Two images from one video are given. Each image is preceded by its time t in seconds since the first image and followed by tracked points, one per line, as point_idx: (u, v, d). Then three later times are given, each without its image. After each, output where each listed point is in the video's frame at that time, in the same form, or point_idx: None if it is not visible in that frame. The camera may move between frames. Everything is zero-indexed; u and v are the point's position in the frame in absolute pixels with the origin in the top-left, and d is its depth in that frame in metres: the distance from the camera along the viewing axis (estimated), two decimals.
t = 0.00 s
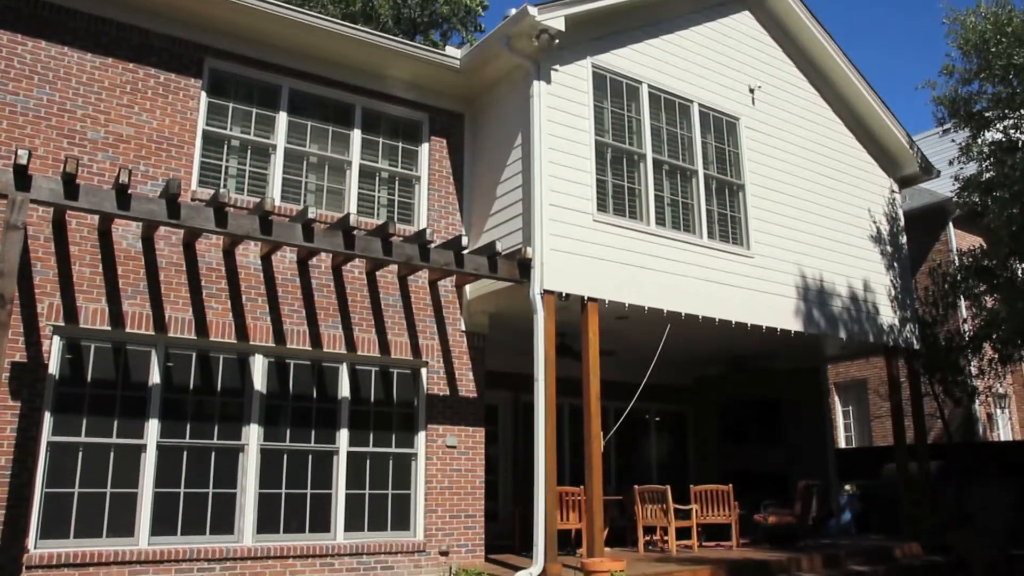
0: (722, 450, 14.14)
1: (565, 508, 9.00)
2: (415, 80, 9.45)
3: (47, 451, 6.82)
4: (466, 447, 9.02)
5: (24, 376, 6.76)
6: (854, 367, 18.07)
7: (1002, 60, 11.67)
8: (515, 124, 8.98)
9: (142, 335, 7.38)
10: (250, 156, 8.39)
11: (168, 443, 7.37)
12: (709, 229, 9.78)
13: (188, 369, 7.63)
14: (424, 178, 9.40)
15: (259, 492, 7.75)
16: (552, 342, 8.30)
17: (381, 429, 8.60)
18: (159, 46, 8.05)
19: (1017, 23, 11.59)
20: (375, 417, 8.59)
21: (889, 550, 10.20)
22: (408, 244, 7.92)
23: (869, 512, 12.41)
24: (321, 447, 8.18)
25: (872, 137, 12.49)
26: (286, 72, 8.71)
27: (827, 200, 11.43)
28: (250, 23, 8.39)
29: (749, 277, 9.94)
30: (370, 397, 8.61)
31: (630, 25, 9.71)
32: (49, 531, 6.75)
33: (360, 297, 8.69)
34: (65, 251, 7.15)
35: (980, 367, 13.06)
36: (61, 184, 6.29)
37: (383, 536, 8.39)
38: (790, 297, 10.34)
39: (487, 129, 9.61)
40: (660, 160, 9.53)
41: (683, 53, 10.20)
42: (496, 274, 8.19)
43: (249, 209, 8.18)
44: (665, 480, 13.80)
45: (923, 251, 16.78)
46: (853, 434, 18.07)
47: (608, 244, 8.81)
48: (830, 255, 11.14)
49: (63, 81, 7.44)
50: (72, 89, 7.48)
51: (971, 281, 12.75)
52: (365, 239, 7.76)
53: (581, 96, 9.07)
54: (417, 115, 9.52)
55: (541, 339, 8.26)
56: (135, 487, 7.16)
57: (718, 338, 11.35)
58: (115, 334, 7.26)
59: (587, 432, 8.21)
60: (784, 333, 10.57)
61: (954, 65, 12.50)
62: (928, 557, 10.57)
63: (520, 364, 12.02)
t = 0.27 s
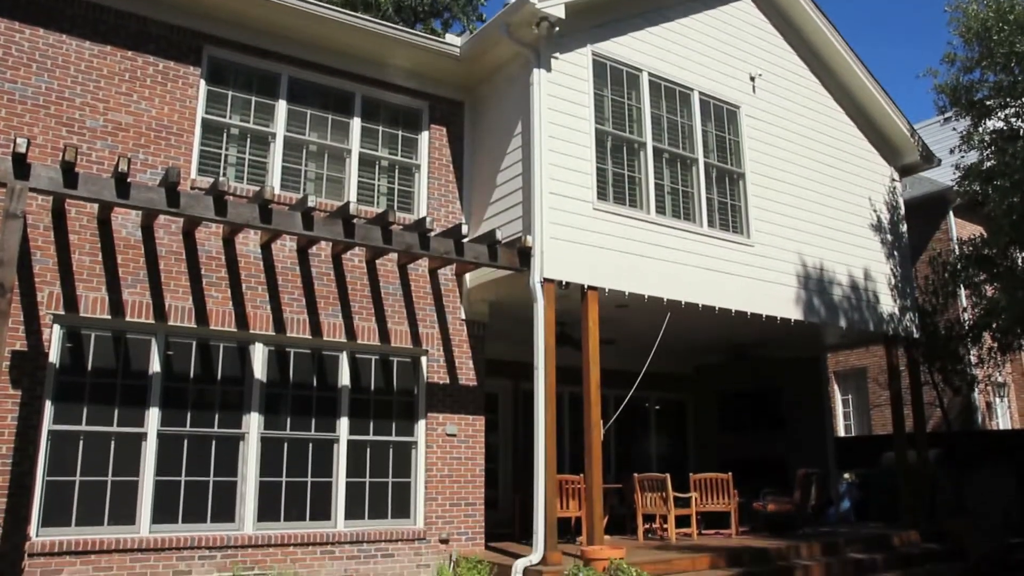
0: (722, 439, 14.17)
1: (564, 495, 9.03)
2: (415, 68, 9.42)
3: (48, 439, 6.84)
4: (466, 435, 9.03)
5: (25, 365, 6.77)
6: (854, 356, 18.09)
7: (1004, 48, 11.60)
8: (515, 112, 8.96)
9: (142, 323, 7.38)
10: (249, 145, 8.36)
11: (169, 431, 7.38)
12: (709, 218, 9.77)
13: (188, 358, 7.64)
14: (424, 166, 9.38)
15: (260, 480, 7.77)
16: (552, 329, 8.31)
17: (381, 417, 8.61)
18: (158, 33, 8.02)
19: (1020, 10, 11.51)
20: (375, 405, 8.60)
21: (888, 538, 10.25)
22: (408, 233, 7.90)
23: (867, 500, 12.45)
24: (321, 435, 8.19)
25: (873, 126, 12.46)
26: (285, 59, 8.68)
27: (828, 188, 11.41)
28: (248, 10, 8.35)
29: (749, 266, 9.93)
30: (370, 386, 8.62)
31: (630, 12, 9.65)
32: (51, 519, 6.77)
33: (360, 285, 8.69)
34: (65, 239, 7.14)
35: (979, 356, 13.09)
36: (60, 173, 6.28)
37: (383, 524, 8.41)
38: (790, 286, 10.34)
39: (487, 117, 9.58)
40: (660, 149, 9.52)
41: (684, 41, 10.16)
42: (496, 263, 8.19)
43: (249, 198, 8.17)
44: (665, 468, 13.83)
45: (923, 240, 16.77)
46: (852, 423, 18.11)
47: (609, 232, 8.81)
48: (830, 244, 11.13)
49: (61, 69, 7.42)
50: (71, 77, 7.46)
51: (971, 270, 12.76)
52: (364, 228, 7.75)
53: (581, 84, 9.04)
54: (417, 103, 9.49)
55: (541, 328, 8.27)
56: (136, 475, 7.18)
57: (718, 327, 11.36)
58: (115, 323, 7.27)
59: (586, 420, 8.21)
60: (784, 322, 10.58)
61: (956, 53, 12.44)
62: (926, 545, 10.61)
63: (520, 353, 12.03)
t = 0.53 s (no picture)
0: (722, 428, 14.20)
1: (564, 484, 9.05)
2: (414, 56, 9.39)
3: (50, 427, 6.86)
4: (466, 424, 9.04)
5: (25, 354, 6.77)
6: (854, 345, 18.11)
7: (1005, 37, 11.50)
8: (515, 100, 8.93)
9: (142, 313, 7.38)
10: (248, 134, 8.34)
11: (169, 420, 7.39)
12: (709, 206, 9.76)
13: (188, 346, 7.64)
14: (424, 155, 9.36)
15: (260, 469, 7.78)
16: (552, 317, 8.32)
17: (381, 406, 8.62)
18: (156, 22, 7.99)
19: None
20: (375, 393, 8.61)
21: (886, 527, 10.27)
22: (408, 222, 7.89)
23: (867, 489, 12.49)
24: (321, 424, 8.21)
25: (874, 114, 12.43)
26: (283, 48, 8.64)
27: (828, 178, 11.38)
28: None
29: (749, 254, 9.93)
30: (370, 374, 8.63)
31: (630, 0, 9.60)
32: (52, 508, 6.79)
33: (360, 274, 8.68)
34: (64, 229, 7.14)
35: (979, 345, 13.10)
36: (59, 162, 6.26)
37: (383, 512, 8.43)
38: (790, 274, 10.34)
39: (487, 106, 9.55)
40: (660, 138, 9.51)
41: (685, 29, 10.12)
42: (496, 252, 8.19)
43: (248, 186, 8.16)
44: (664, 457, 13.86)
45: (924, 229, 16.76)
46: (851, 412, 18.15)
47: (609, 221, 8.79)
48: (830, 232, 11.12)
49: (60, 58, 7.39)
50: (70, 66, 7.43)
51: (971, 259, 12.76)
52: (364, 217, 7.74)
53: (581, 73, 9.01)
54: (416, 91, 9.46)
55: (541, 317, 8.27)
56: (138, 464, 7.20)
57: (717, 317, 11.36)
58: (116, 312, 7.27)
59: (586, 407, 8.20)
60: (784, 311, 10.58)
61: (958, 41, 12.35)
62: (924, 533, 10.63)
63: (520, 342, 12.04)
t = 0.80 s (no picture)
0: (722, 417, 14.22)
1: (564, 473, 9.07)
2: (414, 45, 9.35)
3: (50, 417, 6.87)
4: (466, 413, 9.06)
5: (25, 343, 6.78)
6: (854, 335, 18.13)
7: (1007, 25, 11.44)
8: (515, 89, 8.90)
9: (142, 302, 7.38)
10: (247, 123, 8.32)
11: (169, 409, 7.40)
12: (709, 196, 9.74)
13: (189, 336, 7.65)
14: (424, 144, 9.34)
15: (260, 458, 7.79)
16: (552, 306, 8.33)
17: (381, 395, 8.63)
18: (155, 10, 7.95)
19: None
20: (375, 383, 8.62)
21: (885, 516, 10.30)
22: (408, 211, 7.87)
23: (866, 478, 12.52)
24: (321, 413, 8.22)
25: (874, 104, 12.40)
26: (282, 36, 8.60)
27: (829, 167, 11.36)
28: None
29: (749, 244, 9.92)
30: (370, 363, 8.64)
31: None
32: (53, 497, 6.80)
33: (360, 263, 8.68)
34: (64, 218, 7.13)
35: (979, 335, 13.11)
36: (58, 152, 6.24)
37: (383, 501, 8.46)
38: (790, 264, 10.33)
39: (487, 94, 9.52)
40: (661, 127, 9.49)
41: (686, 17, 10.08)
42: (496, 241, 8.18)
43: (247, 175, 8.15)
44: (664, 446, 13.90)
45: (924, 219, 16.76)
46: (851, 401, 18.20)
47: (609, 210, 8.78)
48: (831, 222, 11.10)
49: (58, 46, 7.36)
50: (68, 54, 7.40)
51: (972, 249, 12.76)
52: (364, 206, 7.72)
53: (581, 62, 8.97)
54: (416, 80, 9.43)
55: (541, 306, 8.27)
56: (138, 453, 7.21)
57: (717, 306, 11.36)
58: (116, 302, 7.27)
59: (586, 396, 8.18)
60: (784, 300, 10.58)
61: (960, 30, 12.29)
62: (923, 522, 10.66)
63: (520, 332, 12.05)
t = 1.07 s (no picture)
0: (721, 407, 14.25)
1: (564, 462, 9.09)
2: (414, 34, 9.32)
3: (51, 407, 6.88)
4: (466, 403, 9.08)
5: (26, 333, 6.78)
6: (854, 325, 18.13)
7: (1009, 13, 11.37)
8: (515, 78, 8.87)
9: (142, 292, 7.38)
10: (247, 112, 8.29)
11: (170, 399, 7.41)
12: (709, 186, 9.73)
13: (189, 326, 7.65)
14: (424, 134, 9.32)
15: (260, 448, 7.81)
16: (552, 297, 8.34)
17: (381, 384, 8.64)
18: None
19: None
20: (375, 372, 8.63)
21: (884, 505, 10.32)
22: (408, 200, 7.85)
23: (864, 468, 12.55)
24: (321, 403, 8.23)
25: (875, 93, 12.37)
26: (282, 26, 8.57)
27: (829, 157, 11.34)
28: None
29: (749, 233, 9.92)
30: (370, 353, 8.64)
31: None
32: (54, 486, 6.82)
33: (360, 253, 8.67)
34: (63, 208, 7.12)
35: (979, 325, 13.12)
36: (57, 141, 6.23)
37: (383, 490, 8.48)
38: (790, 253, 10.33)
39: (487, 83, 9.50)
40: (661, 116, 9.47)
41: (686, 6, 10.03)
42: (496, 231, 8.17)
43: (247, 165, 8.13)
44: (664, 435, 13.93)
45: (924, 209, 16.74)
46: (850, 391, 18.24)
47: (609, 200, 8.77)
48: (831, 211, 11.09)
49: (56, 35, 7.34)
50: (66, 44, 7.38)
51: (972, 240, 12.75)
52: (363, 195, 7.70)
53: (581, 51, 8.94)
54: (416, 69, 9.40)
55: (541, 295, 8.27)
56: (139, 442, 7.23)
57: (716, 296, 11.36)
58: (116, 292, 7.27)
59: (585, 386, 8.16)
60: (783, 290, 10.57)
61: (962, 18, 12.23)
62: (921, 511, 10.69)
63: (520, 321, 12.06)
